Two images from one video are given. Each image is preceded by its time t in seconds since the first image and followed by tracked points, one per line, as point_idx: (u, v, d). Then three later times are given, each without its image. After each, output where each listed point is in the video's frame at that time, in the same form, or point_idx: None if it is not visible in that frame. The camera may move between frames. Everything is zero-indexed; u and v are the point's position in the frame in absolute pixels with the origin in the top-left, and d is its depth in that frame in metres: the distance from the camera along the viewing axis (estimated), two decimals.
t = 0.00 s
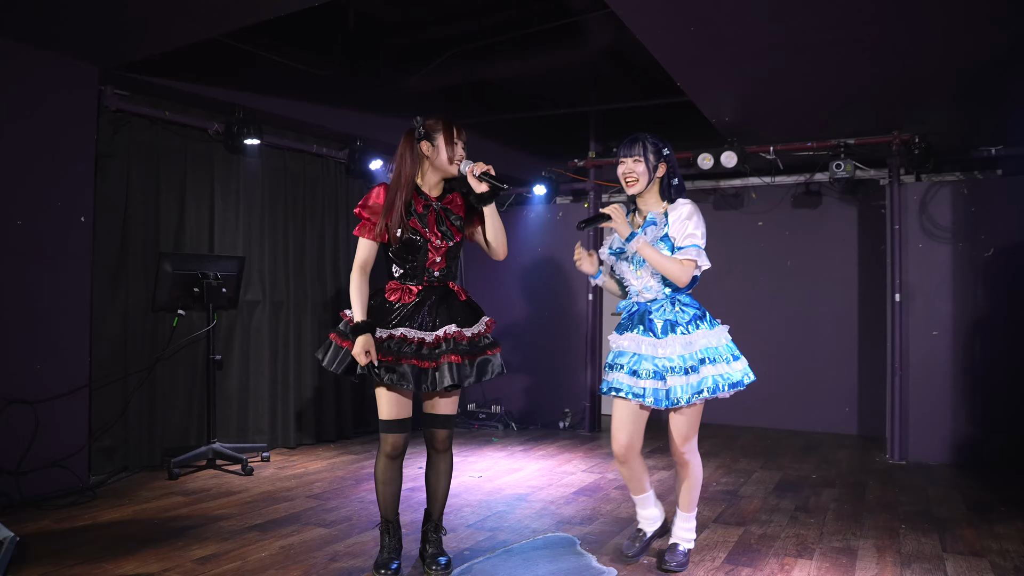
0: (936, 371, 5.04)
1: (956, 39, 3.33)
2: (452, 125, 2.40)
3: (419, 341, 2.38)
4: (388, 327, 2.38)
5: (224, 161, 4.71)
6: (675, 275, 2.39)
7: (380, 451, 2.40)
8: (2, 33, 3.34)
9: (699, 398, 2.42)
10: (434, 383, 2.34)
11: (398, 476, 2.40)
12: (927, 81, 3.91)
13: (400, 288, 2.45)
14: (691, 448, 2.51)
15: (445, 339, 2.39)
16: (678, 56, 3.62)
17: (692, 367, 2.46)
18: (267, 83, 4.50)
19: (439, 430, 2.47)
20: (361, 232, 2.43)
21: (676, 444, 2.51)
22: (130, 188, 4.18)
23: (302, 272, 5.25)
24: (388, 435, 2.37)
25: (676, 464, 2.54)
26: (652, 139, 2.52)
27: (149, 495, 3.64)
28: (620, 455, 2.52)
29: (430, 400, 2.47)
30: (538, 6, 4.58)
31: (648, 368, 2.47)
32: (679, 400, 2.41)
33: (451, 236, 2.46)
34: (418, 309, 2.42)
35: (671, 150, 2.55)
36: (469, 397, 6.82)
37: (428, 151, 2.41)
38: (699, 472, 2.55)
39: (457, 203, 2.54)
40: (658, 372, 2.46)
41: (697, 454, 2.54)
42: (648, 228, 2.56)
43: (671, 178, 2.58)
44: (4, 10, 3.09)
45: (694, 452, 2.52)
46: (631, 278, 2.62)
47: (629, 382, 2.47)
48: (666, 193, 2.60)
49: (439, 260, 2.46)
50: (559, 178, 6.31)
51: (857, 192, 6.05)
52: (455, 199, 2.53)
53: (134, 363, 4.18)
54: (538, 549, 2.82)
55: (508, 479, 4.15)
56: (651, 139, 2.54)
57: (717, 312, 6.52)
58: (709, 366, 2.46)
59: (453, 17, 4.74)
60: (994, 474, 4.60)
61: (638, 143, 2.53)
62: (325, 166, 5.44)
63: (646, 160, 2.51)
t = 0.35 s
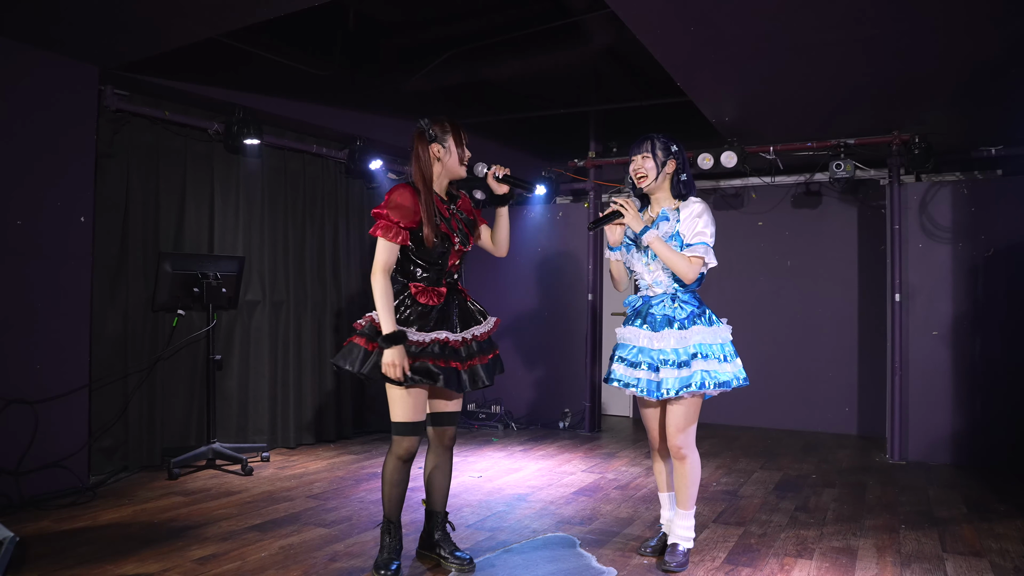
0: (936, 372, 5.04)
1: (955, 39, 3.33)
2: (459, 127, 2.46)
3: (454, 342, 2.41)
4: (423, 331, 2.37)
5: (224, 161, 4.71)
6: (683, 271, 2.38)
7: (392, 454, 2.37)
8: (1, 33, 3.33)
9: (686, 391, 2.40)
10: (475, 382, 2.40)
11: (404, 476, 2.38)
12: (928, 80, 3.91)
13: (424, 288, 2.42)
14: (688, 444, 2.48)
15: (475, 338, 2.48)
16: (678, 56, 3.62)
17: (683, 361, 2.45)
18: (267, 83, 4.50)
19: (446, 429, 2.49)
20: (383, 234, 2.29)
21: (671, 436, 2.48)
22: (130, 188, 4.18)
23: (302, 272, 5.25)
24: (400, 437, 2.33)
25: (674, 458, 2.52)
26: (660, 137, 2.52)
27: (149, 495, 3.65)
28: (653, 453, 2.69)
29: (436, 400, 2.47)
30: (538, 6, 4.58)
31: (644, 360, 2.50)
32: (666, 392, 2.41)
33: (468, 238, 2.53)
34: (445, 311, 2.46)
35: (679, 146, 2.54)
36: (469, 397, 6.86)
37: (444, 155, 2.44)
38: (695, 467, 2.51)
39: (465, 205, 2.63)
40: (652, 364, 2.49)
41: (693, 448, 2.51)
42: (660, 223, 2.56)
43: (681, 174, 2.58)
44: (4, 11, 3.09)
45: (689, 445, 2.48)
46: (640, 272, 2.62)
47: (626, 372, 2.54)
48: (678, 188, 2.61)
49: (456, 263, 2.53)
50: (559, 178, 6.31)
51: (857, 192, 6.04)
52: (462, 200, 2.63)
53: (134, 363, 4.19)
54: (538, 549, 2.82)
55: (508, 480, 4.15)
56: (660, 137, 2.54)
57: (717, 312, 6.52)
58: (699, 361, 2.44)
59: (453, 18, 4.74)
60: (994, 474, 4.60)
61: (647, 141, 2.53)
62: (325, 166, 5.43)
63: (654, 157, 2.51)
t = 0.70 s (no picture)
0: (935, 371, 5.04)
1: (954, 39, 3.33)
2: (473, 131, 2.47)
3: (480, 338, 2.53)
4: (455, 329, 2.44)
5: (223, 161, 4.71)
6: (659, 275, 2.34)
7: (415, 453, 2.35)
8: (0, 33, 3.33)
9: (668, 389, 2.39)
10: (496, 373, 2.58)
11: (421, 474, 2.38)
12: (926, 81, 3.91)
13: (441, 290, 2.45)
14: (669, 447, 2.42)
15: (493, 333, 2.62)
16: (677, 56, 3.62)
17: (669, 360, 2.44)
18: (266, 84, 4.50)
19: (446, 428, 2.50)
20: (406, 234, 2.28)
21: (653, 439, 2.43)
22: (129, 188, 4.18)
23: (302, 272, 5.25)
24: (418, 435, 2.35)
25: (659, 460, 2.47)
26: (656, 142, 2.54)
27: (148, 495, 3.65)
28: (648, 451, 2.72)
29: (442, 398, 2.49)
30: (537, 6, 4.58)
31: (634, 357, 2.51)
32: (650, 389, 2.41)
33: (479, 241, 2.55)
34: (463, 308, 2.55)
35: (673, 154, 2.54)
36: (468, 398, 6.84)
37: (461, 159, 2.45)
38: (682, 469, 2.46)
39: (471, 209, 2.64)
40: (640, 362, 2.49)
41: (677, 451, 2.45)
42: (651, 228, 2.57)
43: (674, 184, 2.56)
44: (3, 11, 3.09)
45: (673, 448, 2.42)
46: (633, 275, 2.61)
47: (616, 368, 2.55)
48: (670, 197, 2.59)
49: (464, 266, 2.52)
50: (558, 179, 6.33)
51: (856, 192, 6.05)
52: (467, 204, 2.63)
53: (133, 363, 4.19)
54: (538, 550, 2.82)
55: (508, 480, 4.15)
56: (659, 143, 2.55)
57: (716, 312, 6.52)
58: (684, 361, 2.41)
59: (452, 18, 4.74)
60: (993, 474, 4.61)
61: (644, 146, 2.56)
62: (324, 166, 5.43)
63: (645, 161, 2.54)
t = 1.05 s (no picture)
0: (935, 371, 5.04)
1: (954, 39, 3.33)
2: (486, 137, 2.47)
3: (475, 341, 2.53)
4: (449, 332, 2.44)
5: (223, 161, 4.71)
6: (657, 275, 2.29)
7: (405, 452, 2.35)
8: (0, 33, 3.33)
9: (668, 394, 2.28)
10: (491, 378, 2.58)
11: (416, 475, 2.37)
12: (926, 81, 3.91)
13: (440, 292, 2.45)
14: (674, 447, 2.28)
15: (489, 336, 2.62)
16: (677, 56, 3.62)
17: (668, 363, 2.33)
18: (266, 83, 4.50)
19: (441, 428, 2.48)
20: (436, 231, 2.29)
21: (660, 436, 2.30)
22: (129, 188, 4.18)
23: (302, 272, 5.25)
24: (412, 435, 2.35)
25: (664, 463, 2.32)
26: (653, 140, 2.54)
27: (148, 495, 3.65)
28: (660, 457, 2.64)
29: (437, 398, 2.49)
30: (537, 6, 4.57)
31: (638, 362, 2.44)
32: (649, 394, 2.32)
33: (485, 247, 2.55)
34: (459, 311, 2.55)
35: (670, 150, 2.52)
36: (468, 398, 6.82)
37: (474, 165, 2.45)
38: (689, 478, 2.27)
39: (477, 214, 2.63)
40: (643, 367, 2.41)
41: (684, 457, 2.29)
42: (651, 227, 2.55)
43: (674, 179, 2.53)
44: (3, 11, 3.09)
45: (680, 453, 2.28)
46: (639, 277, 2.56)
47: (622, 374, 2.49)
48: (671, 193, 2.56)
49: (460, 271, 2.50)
50: (558, 179, 6.33)
51: (857, 192, 6.05)
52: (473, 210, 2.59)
53: (133, 363, 4.19)
54: (538, 550, 2.82)
55: (507, 480, 4.15)
56: (654, 139, 2.56)
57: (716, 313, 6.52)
58: (684, 365, 2.29)
59: (452, 18, 4.74)
60: (992, 474, 4.61)
61: (640, 144, 2.58)
62: (324, 166, 5.44)
63: (642, 158, 2.55)
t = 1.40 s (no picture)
0: (935, 371, 5.04)
1: (954, 40, 3.33)
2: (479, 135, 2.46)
3: (462, 344, 2.48)
4: (432, 332, 2.42)
5: (223, 161, 4.71)
6: (619, 245, 2.15)
7: (404, 451, 2.37)
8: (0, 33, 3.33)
9: (666, 399, 2.19)
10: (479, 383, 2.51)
11: (416, 474, 2.39)
12: (926, 81, 3.91)
13: (422, 289, 2.41)
14: (692, 455, 2.19)
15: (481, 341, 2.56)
16: (677, 56, 3.62)
17: (669, 367, 2.25)
18: (266, 83, 4.50)
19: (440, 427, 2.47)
20: (421, 230, 2.30)
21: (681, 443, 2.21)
22: (129, 188, 4.18)
23: (302, 273, 5.26)
24: (409, 435, 2.36)
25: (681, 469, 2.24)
26: (637, 135, 2.45)
27: (148, 495, 3.65)
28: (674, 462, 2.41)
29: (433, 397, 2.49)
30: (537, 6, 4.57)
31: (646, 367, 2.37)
32: (650, 400, 2.25)
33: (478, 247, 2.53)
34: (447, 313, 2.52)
35: (655, 141, 2.42)
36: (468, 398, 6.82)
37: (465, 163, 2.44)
38: (705, 486, 2.21)
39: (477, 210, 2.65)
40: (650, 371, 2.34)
41: (701, 465, 2.21)
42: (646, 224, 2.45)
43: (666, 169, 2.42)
44: (2, 11, 3.09)
45: (698, 461, 2.21)
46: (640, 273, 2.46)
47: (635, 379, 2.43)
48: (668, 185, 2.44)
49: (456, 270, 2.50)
50: (557, 178, 6.33)
51: (856, 192, 6.04)
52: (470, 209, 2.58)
53: (133, 363, 4.19)
54: (538, 549, 2.83)
55: (508, 480, 4.16)
56: (640, 133, 2.46)
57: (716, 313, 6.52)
58: (683, 368, 2.20)
59: (452, 18, 4.73)
60: (993, 474, 4.61)
61: (628, 141, 2.49)
62: (324, 166, 5.44)
63: (627, 155, 2.46)
